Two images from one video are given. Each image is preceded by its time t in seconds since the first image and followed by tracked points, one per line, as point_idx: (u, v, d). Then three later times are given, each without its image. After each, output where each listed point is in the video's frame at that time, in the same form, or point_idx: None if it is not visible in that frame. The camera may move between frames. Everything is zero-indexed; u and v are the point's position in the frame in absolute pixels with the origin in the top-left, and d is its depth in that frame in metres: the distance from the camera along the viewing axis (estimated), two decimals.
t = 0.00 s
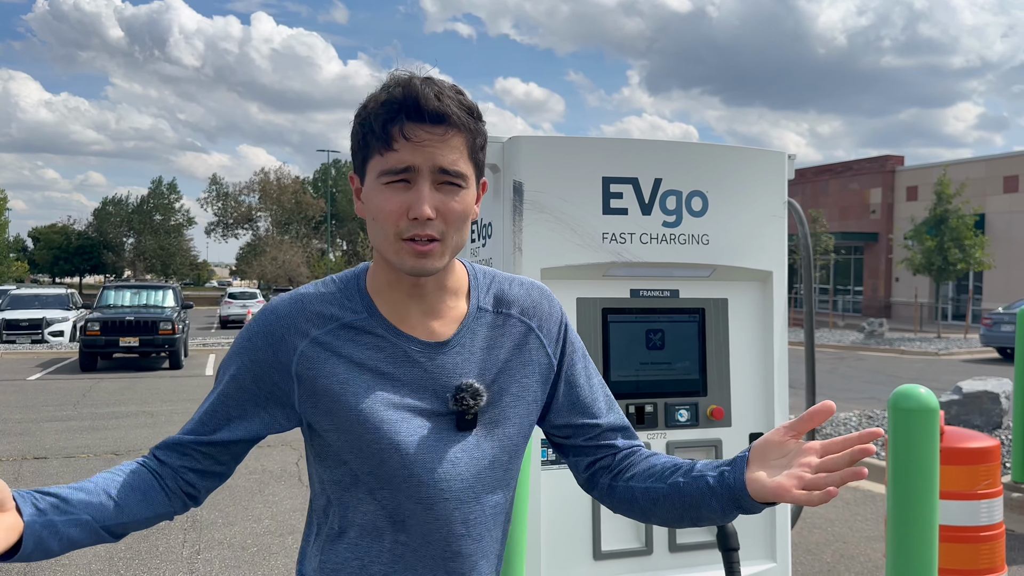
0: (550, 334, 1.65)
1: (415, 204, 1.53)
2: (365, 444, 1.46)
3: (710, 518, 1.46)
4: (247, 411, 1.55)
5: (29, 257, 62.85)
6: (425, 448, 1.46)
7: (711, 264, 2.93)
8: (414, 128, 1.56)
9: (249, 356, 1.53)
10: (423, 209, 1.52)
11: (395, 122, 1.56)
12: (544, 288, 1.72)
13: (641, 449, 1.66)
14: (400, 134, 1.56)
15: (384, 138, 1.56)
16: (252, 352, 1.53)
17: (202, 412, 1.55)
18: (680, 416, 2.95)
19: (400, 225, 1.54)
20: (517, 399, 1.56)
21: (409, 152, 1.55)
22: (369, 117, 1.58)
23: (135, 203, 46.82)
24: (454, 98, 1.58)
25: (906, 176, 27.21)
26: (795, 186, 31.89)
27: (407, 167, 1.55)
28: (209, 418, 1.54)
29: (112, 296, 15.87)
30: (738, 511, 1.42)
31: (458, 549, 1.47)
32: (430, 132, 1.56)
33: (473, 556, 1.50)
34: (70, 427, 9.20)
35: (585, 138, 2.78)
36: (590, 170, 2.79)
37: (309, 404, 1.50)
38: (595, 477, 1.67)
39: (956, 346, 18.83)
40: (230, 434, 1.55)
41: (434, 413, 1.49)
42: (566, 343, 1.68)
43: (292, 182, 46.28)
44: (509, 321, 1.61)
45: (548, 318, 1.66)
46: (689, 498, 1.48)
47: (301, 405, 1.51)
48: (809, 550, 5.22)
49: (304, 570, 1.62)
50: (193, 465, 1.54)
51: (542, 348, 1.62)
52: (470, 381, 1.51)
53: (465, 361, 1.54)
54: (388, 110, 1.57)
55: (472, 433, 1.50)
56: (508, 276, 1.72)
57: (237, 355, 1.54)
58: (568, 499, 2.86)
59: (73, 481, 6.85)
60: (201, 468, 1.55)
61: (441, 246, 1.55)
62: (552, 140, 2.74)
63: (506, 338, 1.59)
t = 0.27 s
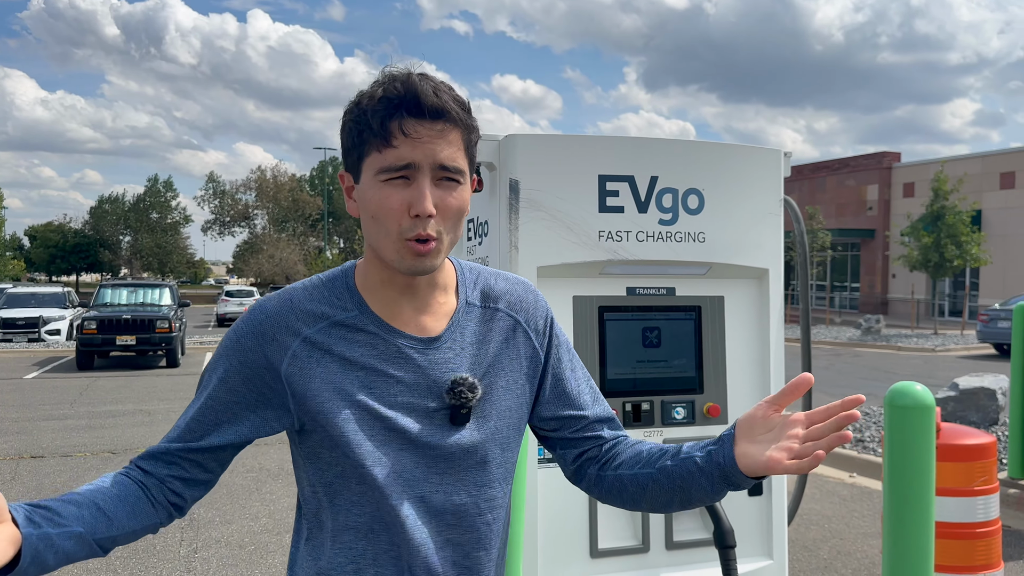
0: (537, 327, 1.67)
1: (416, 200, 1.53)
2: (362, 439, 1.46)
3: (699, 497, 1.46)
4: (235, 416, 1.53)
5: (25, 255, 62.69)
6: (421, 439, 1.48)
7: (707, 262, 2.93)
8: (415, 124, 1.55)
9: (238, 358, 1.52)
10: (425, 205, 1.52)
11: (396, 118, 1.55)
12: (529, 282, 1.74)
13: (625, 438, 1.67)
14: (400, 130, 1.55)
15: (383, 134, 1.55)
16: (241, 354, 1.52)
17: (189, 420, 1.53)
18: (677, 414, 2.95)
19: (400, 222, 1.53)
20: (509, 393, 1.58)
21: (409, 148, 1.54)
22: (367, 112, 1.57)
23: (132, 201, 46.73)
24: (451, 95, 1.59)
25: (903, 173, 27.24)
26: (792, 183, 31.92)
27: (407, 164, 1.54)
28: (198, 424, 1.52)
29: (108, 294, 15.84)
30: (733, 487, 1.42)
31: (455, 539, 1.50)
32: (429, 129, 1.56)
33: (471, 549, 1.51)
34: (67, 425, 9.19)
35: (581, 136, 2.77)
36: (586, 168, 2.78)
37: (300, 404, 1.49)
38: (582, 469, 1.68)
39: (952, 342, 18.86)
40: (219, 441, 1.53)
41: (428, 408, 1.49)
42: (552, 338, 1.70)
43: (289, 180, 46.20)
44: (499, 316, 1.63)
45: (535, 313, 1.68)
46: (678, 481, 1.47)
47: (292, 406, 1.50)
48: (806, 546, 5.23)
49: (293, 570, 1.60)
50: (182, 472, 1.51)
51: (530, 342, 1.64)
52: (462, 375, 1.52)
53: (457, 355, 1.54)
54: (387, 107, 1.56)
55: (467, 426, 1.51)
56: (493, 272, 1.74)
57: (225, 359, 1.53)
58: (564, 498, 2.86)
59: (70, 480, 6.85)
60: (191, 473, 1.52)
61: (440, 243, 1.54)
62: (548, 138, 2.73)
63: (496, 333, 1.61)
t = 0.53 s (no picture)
0: (516, 320, 1.69)
1: (395, 186, 1.53)
2: (349, 433, 1.45)
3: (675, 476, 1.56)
4: (218, 419, 1.50)
5: (22, 254, 62.56)
6: (408, 433, 1.46)
7: (705, 257, 2.93)
8: (391, 109, 1.56)
9: (219, 357, 1.49)
10: (404, 192, 1.52)
11: (373, 105, 1.55)
12: (508, 277, 1.76)
13: (601, 428, 1.74)
14: (377, 117, 1.55)
15: (360, 121, 1.56)
16: (220, 352, 1.49)
17: (170, 427, 1.49)
18: (676, 410, 2.94)
19: (380, 210, 1.53)
20: (494, 384, 1.59)
21: (386, 135, 1.55)
22: (344, 100, 1.57)
23: (129, 199, 46.65)
24: (429, 81, 1.59)
25: (900, 168, 27.26)
26: (789, 179, 31.93)
27: (385, 151, 1.55)
28: (181, 430, 1.49)
29: (106, 292, 15.82)
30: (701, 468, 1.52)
31: (445, 531, 1.50)
32: (406, 114, 1.57)
33: (461, 541, 1.51)
34: (64, 423, 9.18)
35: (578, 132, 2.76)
36: (583, 164, 2.78)
37: (285, 400, 1.47)
38: (562, 463, 1.74)
39: (950, 338, 18.90)
40: (201, 448, 1.49)
41: (416, 400, 1.49)
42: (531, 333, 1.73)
43: (286, 177, 46.13)
44: (481, 309, 1.65)
45: (514, 306, 1.71)
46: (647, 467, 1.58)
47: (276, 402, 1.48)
48: (804, 542, 5.24)
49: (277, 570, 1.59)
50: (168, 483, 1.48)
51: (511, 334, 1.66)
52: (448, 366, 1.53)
53: (442, 347, 1.55)
54: (365, 94, 1.57)
55: (453, 418, 1.51)
56: (474, 267, 1.76)
57: (204, 359, 1.50)
58: (563, 494, 2.86)
59: (68, 478, 6.84)
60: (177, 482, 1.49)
61: (420, 230, 1.54)
62: (545, 133, 2.72)
63: (479, 326, 1.62)
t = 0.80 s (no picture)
0: (510, 312, 1.69)
1: (387, 172, 1.52)
2: (341, 427, 1.44)
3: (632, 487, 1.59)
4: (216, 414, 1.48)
5: (20, 252, 62.48)
6: (403, 426, 1.45)
7: (705, 252, 2.92)
8: (381, 95, 1.55)
9: (213, 351, 1.47)
10: (395, 176, 1.51)
11: (363, 91, 1.54)
12: (504, 270, 1.76)
13: (587, 429, 1.75)
14: (366, 102, 1.54)
15: (350, 106, 1.54)
16: (213, 347, 1.47)
17: (169, 424, 1.48)
18: (676, 405, 2.94)
19: (372, 195, 1.52)
20: (488, 377, 1.59)
21: (376, 119, 1.54)
22: (333, 86, 1.55)
23: (127, 196, 46.59)
24: (418, 67, 1.58)
25: (899, 164, 27.25)
26: (788, 175, 31.92)
27: (376, 136, 1.54)
28: (181, 426, 1.47)
29: (105, 289, 15.80)
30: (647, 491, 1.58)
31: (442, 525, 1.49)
32: (396, 99, 1.56)
33: (457, 536, 1.50)
34: (63, 421, 9.17)
35: (577, 126, 2.75)
36: (583, 158, 2.76)
37: (278, 394, 1.46)
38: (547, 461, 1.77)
39: (949, 333, 18.91)
40: (197, 446, 1.47)
41: (410, 393, 1.48)
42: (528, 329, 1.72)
43: (284, 174, 46.08)
44: (476, 302, 1.64)
45: (510, 299, 1.70)
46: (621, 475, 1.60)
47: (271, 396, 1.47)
48: (804, 537, 5.24)
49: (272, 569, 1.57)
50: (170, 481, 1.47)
51: (507, 329, 1.65)
52: (443, 358, 1.52)
53: (436, 339, 1.54)
54: (354, 79, 1.55)
55: (448, 411, 1.50)
56: (468, 259, 1.75)
57: (199, 353, 1.48)
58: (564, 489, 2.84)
59: (67, 475, 6.83)
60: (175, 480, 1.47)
61: (412, 216, 1.54)
62: (544, 127, 2.71)
63: (473, 319, 1.62)
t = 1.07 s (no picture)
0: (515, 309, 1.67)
1: (400, 173, 1.51)
2: (338, 423, 1.43)
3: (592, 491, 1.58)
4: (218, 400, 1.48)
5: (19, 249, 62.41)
6: (402, 424, 1.45)
7: (705, 247, 2.91)
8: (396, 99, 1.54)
9: (218, 342, 1.48)
10: (409, 178, 1.51)
11: (378, 93, 1.53)
12: (508, 266, 1.74)
13: (593, 427, 1.70)
14: (381, 104, 1.53)
15: (365, 108, 1.53)
16: (213, 339, 1.47)
17: (170, 408, 1.45)
18: (675, 401, 2.93)
19: (383, 196, 1.51)
20: (491, 373, 1.58)
21: (391, 122, 1.53)
22: (349, 87, 1.54)
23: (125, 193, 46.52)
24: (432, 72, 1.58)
25: (898, 159, 27.23)
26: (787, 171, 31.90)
27: (389, 137, 1.52)
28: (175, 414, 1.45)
29: (103, 286, 15.78)
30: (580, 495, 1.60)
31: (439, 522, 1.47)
32: (409, 103, 1.55)
33: (454, 532, 1.49)
34: (62, 417, 9.16)
35: (576, 121, 2.74)
36: (582, 152, 2.75)
37: (279, 387, 1.45)
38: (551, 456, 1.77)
39: (948, 329, 18.92)
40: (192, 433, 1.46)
41: (410, 389, 1.47)
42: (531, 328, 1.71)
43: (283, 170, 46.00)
44: (480, 298, 1.62)
45: (513, 294, 1.68)
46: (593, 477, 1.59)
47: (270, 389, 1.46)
48: (803, 533, 5.24)
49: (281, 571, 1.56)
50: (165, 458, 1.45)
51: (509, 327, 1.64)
52: (444, 355, 1.51)
53: (438, 336, 1.53)
54: (369, 81, 1.54)
55: (449, 407, 1.50)
56: (474, 255, 1.73)
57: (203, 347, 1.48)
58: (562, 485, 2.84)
59: (66, 472, 6.83)
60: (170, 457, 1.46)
61: (422, 218, 1.54)
62: (542, 122, 2.70)
63: (476, 315, 1.61)
